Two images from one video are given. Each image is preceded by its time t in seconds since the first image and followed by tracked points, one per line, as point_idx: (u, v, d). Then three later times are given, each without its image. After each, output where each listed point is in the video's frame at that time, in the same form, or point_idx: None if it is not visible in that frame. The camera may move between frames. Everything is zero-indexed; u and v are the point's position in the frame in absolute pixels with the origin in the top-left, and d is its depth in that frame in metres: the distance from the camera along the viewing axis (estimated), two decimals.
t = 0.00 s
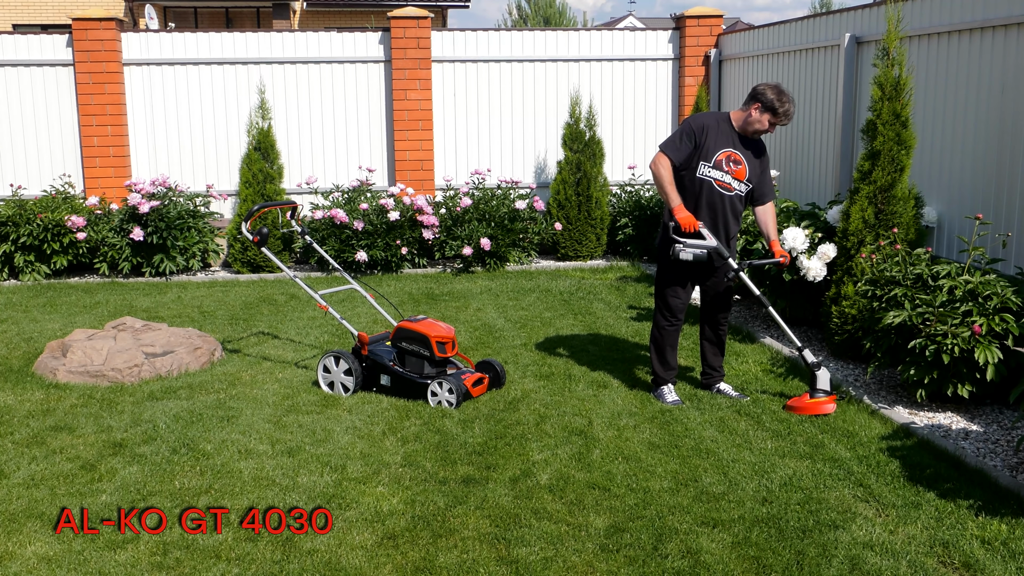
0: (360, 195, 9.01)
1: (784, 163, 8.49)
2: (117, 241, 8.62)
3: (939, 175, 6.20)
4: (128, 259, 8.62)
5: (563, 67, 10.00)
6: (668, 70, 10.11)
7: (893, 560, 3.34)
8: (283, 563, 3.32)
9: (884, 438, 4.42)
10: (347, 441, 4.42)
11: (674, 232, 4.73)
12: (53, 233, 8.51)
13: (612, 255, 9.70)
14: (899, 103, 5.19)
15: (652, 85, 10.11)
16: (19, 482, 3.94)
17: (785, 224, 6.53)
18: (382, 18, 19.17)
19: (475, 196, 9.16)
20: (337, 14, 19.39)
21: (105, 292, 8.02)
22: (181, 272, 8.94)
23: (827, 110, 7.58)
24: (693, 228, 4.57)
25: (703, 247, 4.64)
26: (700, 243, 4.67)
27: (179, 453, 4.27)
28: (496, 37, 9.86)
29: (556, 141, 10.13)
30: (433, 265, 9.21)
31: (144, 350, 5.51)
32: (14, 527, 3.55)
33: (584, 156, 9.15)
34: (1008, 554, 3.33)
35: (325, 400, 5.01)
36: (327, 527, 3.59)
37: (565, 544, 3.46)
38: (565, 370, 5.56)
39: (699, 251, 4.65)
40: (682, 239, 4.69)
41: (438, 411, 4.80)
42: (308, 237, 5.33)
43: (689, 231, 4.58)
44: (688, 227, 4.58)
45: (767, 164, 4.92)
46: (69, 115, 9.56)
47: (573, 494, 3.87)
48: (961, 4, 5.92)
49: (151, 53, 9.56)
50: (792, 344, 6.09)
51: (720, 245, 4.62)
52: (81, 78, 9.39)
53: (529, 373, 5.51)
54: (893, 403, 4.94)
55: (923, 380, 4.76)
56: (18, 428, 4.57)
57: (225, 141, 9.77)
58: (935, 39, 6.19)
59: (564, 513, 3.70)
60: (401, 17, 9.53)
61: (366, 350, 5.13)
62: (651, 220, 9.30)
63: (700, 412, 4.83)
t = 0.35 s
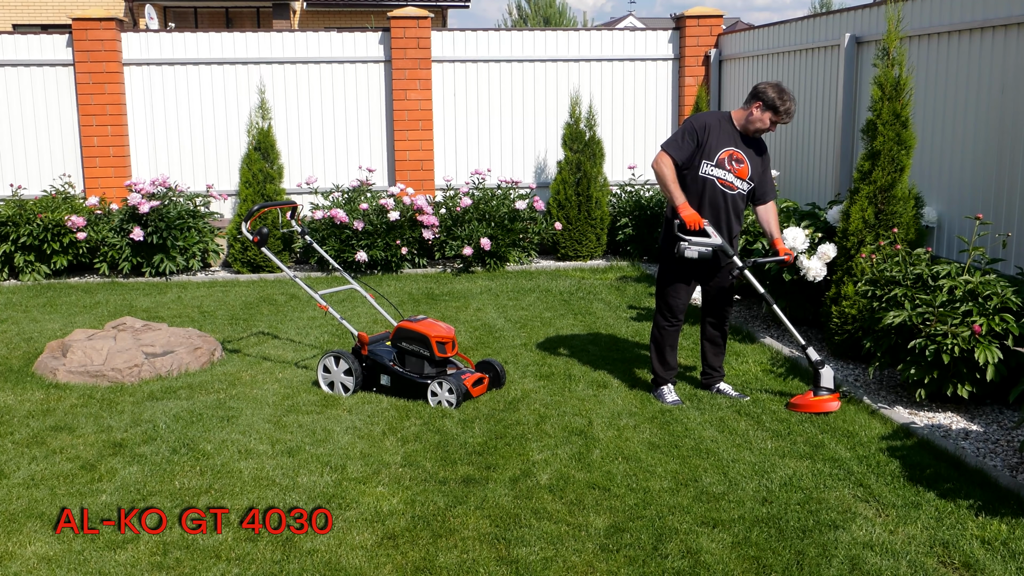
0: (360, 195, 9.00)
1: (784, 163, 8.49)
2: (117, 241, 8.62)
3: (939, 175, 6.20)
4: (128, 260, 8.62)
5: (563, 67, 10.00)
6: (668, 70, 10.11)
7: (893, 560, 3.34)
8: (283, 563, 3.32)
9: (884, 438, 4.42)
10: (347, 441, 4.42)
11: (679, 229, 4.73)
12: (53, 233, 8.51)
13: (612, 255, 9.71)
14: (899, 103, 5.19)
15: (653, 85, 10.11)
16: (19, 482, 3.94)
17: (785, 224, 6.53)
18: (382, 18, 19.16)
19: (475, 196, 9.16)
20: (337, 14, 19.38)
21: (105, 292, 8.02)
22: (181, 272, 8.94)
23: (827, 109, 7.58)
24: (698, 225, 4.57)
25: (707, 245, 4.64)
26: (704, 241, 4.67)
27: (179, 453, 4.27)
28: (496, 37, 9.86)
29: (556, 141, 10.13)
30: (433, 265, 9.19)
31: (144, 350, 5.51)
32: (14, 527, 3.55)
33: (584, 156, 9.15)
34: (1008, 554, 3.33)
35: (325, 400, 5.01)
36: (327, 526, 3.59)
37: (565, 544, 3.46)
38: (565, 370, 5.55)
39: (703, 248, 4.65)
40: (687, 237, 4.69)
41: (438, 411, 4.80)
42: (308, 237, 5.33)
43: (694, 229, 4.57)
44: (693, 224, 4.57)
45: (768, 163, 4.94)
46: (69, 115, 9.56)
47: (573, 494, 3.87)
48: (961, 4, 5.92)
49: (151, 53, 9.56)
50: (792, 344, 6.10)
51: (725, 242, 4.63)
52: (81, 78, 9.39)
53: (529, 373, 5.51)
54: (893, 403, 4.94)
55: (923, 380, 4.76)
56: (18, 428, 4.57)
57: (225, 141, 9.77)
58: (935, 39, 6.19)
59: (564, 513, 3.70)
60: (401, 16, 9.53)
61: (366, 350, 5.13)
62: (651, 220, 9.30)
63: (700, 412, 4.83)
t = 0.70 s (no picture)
0: (360, 195, 9.00)
1: (784, 162, 8.49)
2: (117, 241, 8.62)
3: (940, 175, 6.20)
4: (128, 259, 8.62)
5: (563, 67, 10.00)
6: (668, 70, 10.11)
7: (893, 560, 3.34)
8: (283, 563, 3.32)
9: (884, 438, 4.42)
10: (347, 441, 4.42)
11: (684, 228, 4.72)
12: (53, 233, 8.51)
13: (612, 255, 9.70)
14: (899, 103, 5.19)
15: (652, 85, 10.11)
16: (19, 482, 3.94)
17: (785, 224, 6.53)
18: (382, 18, 19.17)
19: (475, 196, 9.16)
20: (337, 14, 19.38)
21: (105, 292, 8.02)
22: (181, 272, 8.94)
23: (827, 109, 7.58)
24: (703, 224, 4.56)
25: (712, 243, 4.64)
26: (709, 239, 4.67)
27: (179, 453, 4.27)
28: (496, 37, 9.86)
29: (556, 141, 10.13)
30: (433, 265, 9.19)
31: (144, 350, 5.51)
32: (14, 527, 3.55)
33: (584, 156, 9.14)
34: (1008, 554, 3.33)
35: (325, 400, 5.01)
36: (327, 526, 3.59)
37: (565, 544, 3.46)
38: (565, 370, 5.55)
39: (708, 247, 4.65)
40: (691, 236, 4.68)
41: (438, 411, 4.80)
42: (308, 237, 5.33)
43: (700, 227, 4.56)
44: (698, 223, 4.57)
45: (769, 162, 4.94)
46: (69, 115, 9.56)
47: (573, 494, 3.87)
48: (961, 4, 5.92)
49: (151, 53, 9.56)
50: (792, 345, 6.10)
51: (730, 241, 4.64)
52: (81, 78, 9.39)
53: (529, 373, 5.51)
54: (893, 403, 4.94)
55: (923, 380, 4.76)
56: (19, 428, 4.57)
57: (225, 141, 9.77)
58: (935, 39, 6.19)
59: (564, 513, 3.70)
60: (401, 16, 9.53)
61: (366, 350, 5.12)
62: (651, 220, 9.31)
63: (700, 412, 4.83)
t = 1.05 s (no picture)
0: (360, 195, 9.00)
1: (784, 162, 8.49)
2: (117, 241, 8.62)
3: (940, 175, 6.20)
4: (128, 259, 8.62)
5: (563, 67, 10.00)
6: (668, 70, 10.11)
7: (893, 560, 3.34)
8: (283, 563, 3.32)
9: (884, 438, 4.42)
10: (347, 441, 4.42)
11: (687, 227, 4.72)
12: (53, 233, 8.51)
13: (612, 255, 9.71)
14: (900, 103, 5.19)
15: (652, 85, 10.11)
16: (19, 483, 3.94)
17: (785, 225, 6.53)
18: (382, 18, 19.17)
19: (475, 196, 9.16)
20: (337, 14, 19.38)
21: (105, 292, 8.02)
22: (181, 272, 8.94)
23: (828, 109, 7.58)
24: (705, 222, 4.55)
25: (714, 242, 4.64)
26: (710, 238, 4.67)
27: (179, 453, 4.27)
28: (496, 37, 9.86)
29: (556, 141, 10.13)
30: (433, 265, 9.19)
31: (144, 350, 5.51)
32: (14, 527, 3.55)
33: (584, 156, 9.14)
34: (1008, 554, 3.33)
35: (325, 400, 5.02)
36: (327, 526, 3.59)
37: (565, 544, 3.46)
38: (565, 370, 5.55)
39: (710, 246, 4.65)
40: (694, 235, 4.68)
41: (438, 411, 4.80)
42: (307, 237, 5.33)
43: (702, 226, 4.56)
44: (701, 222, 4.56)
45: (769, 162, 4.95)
46: (69, 115, 9.56)
47: (573, 494, 3.87)
48: (961, 4, 5.92)
49: (151, 53, 9.56)
50: (792, 345, 6.10)
51: (731, 240, 4.65)
52: (81, 78, 9.39)
53: (529, 373, 5.51)
54: (893, 403, 4.94)
55: (923, 380, 4.76)
56: (18, 428, 4.57)
57: (225, 141, 9.77)
58: (935, 39, 6.19)
59: (564, 513, 3.70)
60: (401, 17, 9.53)
61: (366, 350, 5.12)
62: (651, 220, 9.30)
63: (700, 412, 4.83)
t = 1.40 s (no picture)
0: (360, 195, 9.00)
1: (784, 162, 8.50)
2: (117, 241, 8.62)
3: (939, 175, 6.20)
4: (128, 259, 8.62)
5: (563, 67, 10.00)
6: (668, 70, 10.11)
7: (893, 560, 3.34)
8: (283, 563, 3.32)
9: (884, 438, 4.42)
10: (347, 441, 4.42)
11: (687, 227, 4.72)
12: (53, 233, 8.51)
13: (612, 255, 9.71)
14: (899, 103, 5.19)
15: (652, 85, 10.11)
16: (19, 482, 3.94)
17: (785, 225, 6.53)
18: (382, 18, 19.16)
19: (475, 196, 9.16)
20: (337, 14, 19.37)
21: (105, 292, 8.02)
22: (181, 272, 8.94)
23: (827, 109, 7.58)
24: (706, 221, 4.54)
25: (714, 242, 4.64)
26: (711, 238, 4.67)
27: (179, 453, 4.27)
28: (496, 37, 9.86)
29: (556, 141, 10.13)
30: (433, 265, 9.19)
31: (144, 350, 5.51)
32: (14, 527, 3.55)
33: (584, 156, 9.14)
34: (1008, 554, 3.33)
35: (325, 400, 5.02)
36: (327, 526, 3.59)
37: (565, 544, 3.46)
38: (565, 370, 5.55)
39: (711, 245, 4.64)
40: (694, 234, 4.68)
41: (438, 411, 4.80)
42: (306, 236, 5.32)
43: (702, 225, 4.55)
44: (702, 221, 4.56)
45: (768, 162, 4.95)
46: (69, 115, 9.56)
47: (573, 494, 3.87)
48: (961, 3, 5.92)
49: (151, 53, 9.56)
50: (792, 345, 6.09)
51: (732, 239, 4.65)
52: (81, 78, 9.39)
53: (529, 372, 5.51)
54: (893, 403, 4.94)
55: (923, 380, 4.76)
56: (18, 428, 4.57)
57: (225, 141, 9.77)
58: (935, 39, 6.19)
59: (564, 513, 3.70)
60: (401, 16, 9.53)
61: (365, 350, 5.12)
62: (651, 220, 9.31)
63: (700, 412, 4.82)
